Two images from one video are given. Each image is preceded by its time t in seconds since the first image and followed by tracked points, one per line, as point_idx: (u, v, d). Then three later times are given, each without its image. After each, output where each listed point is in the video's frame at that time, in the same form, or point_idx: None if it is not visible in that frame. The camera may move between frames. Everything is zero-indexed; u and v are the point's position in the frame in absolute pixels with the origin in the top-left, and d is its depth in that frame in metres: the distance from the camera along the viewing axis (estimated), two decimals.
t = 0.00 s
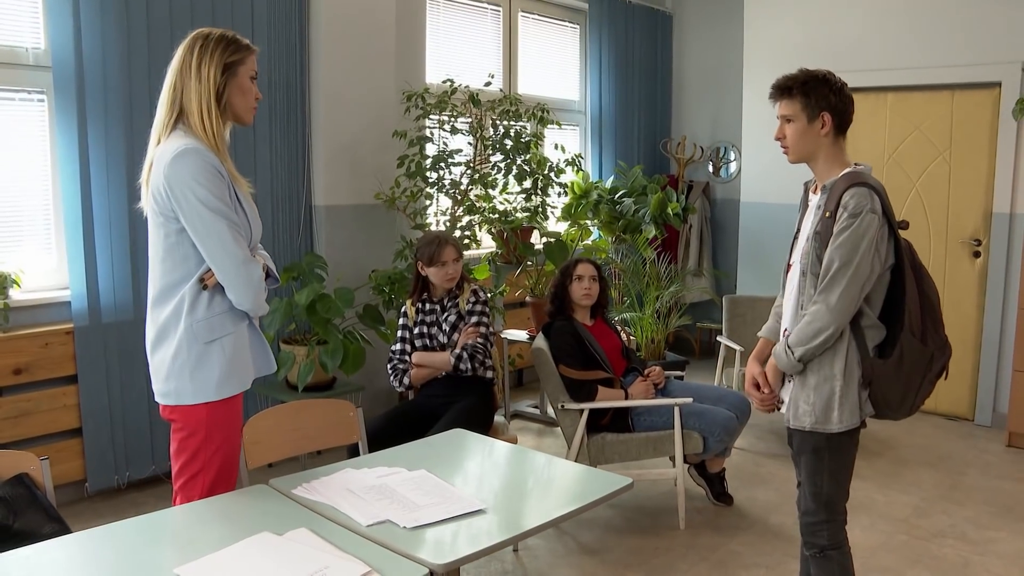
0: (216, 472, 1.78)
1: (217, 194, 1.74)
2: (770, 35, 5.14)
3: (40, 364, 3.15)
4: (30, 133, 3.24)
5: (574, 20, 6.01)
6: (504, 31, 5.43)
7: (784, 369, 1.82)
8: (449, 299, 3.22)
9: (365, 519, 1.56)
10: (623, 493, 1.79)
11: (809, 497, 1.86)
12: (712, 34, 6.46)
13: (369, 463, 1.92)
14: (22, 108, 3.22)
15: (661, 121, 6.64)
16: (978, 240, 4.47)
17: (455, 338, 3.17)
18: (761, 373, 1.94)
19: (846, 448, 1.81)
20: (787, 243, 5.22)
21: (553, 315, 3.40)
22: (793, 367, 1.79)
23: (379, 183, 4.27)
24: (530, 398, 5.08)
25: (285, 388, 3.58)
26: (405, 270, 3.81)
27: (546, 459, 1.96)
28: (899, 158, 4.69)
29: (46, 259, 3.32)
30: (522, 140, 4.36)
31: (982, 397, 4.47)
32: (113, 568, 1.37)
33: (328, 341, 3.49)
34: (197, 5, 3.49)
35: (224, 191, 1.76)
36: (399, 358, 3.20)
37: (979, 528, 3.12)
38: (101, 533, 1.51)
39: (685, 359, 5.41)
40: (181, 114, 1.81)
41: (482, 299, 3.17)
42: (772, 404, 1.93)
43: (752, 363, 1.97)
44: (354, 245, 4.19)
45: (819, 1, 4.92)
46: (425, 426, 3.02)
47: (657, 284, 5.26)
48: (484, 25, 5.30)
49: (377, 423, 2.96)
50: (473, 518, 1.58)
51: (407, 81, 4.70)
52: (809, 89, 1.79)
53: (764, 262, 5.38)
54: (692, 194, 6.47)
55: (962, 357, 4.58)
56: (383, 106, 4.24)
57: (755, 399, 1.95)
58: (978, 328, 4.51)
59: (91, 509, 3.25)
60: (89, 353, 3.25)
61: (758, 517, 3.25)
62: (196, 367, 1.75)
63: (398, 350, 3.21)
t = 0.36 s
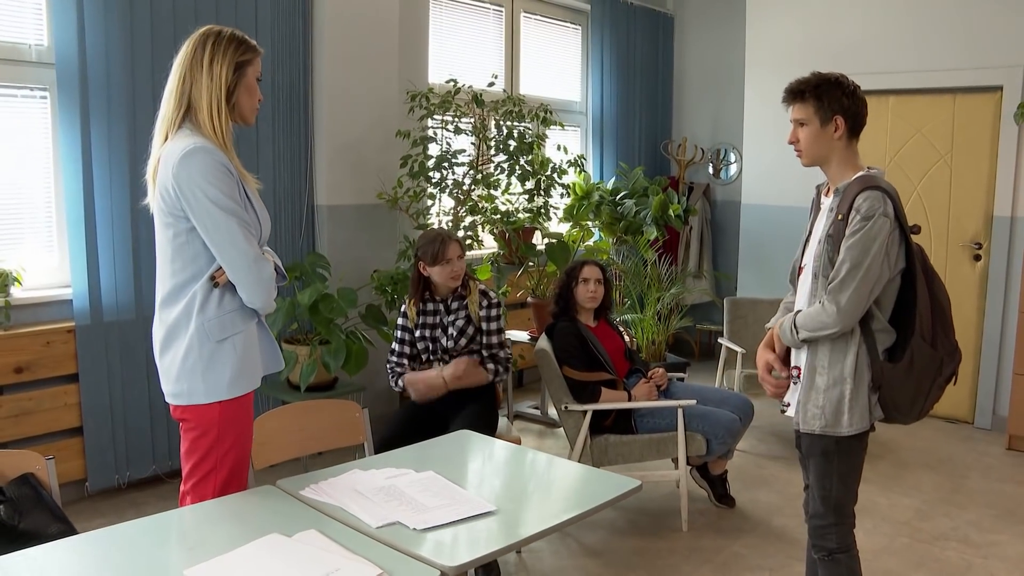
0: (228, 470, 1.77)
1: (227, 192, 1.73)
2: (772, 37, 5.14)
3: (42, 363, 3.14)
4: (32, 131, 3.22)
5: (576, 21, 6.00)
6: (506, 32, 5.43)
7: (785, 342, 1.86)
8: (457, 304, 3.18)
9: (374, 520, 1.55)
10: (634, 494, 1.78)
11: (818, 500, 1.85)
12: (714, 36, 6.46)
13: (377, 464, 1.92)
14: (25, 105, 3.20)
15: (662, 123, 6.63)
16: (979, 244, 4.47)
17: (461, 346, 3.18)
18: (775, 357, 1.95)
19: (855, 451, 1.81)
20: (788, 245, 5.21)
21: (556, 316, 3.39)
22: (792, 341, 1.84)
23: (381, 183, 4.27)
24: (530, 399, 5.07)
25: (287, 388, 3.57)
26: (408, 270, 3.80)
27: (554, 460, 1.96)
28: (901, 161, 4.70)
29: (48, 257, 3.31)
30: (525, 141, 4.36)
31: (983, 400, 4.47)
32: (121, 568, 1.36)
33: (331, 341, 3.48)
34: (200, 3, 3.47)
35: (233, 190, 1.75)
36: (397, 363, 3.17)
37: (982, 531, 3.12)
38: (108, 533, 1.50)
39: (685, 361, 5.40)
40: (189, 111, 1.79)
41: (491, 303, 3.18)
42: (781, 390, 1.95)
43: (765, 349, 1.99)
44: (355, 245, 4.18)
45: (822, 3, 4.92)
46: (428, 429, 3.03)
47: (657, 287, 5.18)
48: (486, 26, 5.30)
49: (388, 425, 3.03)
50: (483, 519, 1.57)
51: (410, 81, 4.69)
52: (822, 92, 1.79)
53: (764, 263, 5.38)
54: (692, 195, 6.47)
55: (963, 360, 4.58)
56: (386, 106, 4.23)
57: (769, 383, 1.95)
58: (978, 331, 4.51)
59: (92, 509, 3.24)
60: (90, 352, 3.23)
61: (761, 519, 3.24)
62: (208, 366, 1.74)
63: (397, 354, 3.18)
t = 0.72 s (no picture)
0: (233, 471, 1.76)
1: (233, 193, 1.72)
2: (770, 36, 5.14)
3: (41, 365, 3.12)
4: (30, 132, 3.20)
5: (573, 20, 5.99)
6: (504, 31, 5.42)
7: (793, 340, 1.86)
8: (458, 326, 2.88)
9: (383, 522, 1.54)
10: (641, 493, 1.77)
11: (824, 499, 1.85)
12: (711, 34, 6.46)
13: (381, 464, 1.91)
14: (23, 106, 3.18)
15: (660, 122, 6.63)
16: (977, 241, 4.48)
17: (464, 367, 2.93)
18: (783, 352, 1.95)
19: (861, 451, 1.81)
20: (787, 244, 5.21)
21: (559, 315, 3.38)
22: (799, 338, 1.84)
23: (380, 183, 4.26)
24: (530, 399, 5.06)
25: (288, 389, 3.56)
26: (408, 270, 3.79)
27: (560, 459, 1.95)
28: (900, 159, 4.70)
29: (46, 258, 3.29)
30: (525, 140, 4.36)
31: (981, 397, 4.48)
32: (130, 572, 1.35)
33: (332, 342, 3.47)
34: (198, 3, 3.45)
35: (238, 190, 1.74)
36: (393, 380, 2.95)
37: (983, 528, 3.13)
38: (114, 538, 1.49)
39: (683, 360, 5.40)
40: (192, 111, 1.78)
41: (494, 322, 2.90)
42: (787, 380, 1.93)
43: (772, 343, 1.98)
44: (354, 245, 4.16)
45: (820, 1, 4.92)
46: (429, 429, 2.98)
47: (657, 285, 5.23)
48: (484, 25, 5.28)
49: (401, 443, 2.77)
50: (491, 520, 1.57)
51: (408, 80, 4.67)
52: (826, 91, 1.79)
53: (763, 262, 5.38)
54: (690, 194, 6.47)
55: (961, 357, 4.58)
56: (385, 105, 4.22)
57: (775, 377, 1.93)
58: (976, 328, 4.52)
59: (92, 511, 3.22)
60: (89, 354, 3.22)
61: (763, 518, 3.24)
62: (213, 367, 1.73)
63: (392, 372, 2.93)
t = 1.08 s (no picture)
0: (233, 472, 1.75)
1: (230, 191, 1.70)
2: (763, 33, 5.15)
3: (33, 366, 3.09)
4: (20, 131, 3.17)
5: (566, 17, 5.99)
6: (496, 29, 5.40)
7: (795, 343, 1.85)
8: (452, 277, 2.56)
9: (384, 523, 1.53)
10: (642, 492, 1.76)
11: (824, 498, 1.85)
12: (703, 31, 6.46)
13: (380, 465, 1.89)
14: (13, 104, 3.15)
15: (653, 120, 6.63)
16: (969, 238, 4.48)
17: (458, 321, 2.62)
18: (784, 353, 1.95)
19: (861, 449, 1.80)
20: (781, 241, 5.22)
21: (557, 314, 3.38)
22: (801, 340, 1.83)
23: (374, 182, 4.24)
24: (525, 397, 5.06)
25: (282, 390, 3.54)
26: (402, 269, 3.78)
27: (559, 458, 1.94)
28: (892, 156, 4.72)
29: (37, 258, 3.26)
30: (519, 138, 4.35)
31: (974, 393, 4.49)
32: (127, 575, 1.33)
33: (326, 341, 3.45)
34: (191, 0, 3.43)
35: (236, 188, 1.73)
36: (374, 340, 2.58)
37: (978, 523, 3.14)
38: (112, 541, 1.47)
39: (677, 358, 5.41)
40: (189, 109, 1.76)
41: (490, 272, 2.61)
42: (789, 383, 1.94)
43: (774, 344, 1.98)
44: (348, 244, 4.14)
45: None
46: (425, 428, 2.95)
47: (650, 283, 5.23)
48: (477, 22, 5.27)
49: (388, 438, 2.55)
50: (493, 521, 1.56)
51: (401, 78, 4.65)
52: (823, 88, 1.79)
53: (756, 259, 5.39)
54: (683, 191, 6.47)
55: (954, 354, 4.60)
56: (378, 103, 4.20)
57: (776, 379, 1.94)
58: (969, 324, 4.54)
59: (85, 513, 3.20)
60: (82, 354, 3.19)
61: (759, 515, 3.24)
62: (212, 368, 1.71)
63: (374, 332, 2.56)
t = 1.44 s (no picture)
0: (223, 480, 1.73)
1: (220, 195, 1.69)
2: (746, 35, 5.18)
3: (16, 373, 3.05)
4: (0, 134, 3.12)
5: (550, 19, 5.99)
6: (481, 30, 5.39)
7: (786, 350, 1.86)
8: (430, 197, 2.63)
9: (378, 530, 1.52)
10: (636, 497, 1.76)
11: (816, 501, 1.85)
12: (686, 33, 6.49)
13: (372, 472, 1.88)
14: None
15: (637, 122, 6.65)
16: (953, 238, 4.54)
17: (438, 244, 2.65)
18: (774, 358, 1.96)
19: (852, 451, 1.81)
20: (766, 241, 5.25)
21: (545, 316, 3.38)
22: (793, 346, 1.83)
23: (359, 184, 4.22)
24: (511, 400, 5.05)
25: (269, 395, 3.51)
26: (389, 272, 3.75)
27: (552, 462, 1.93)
28: (875, 157, 4.76)
29: (18, 263, 3.21)
30: (505, 140, 4.35)
31: (958, 392, 4.53)
32: None
33: (313, 346, 3.42)
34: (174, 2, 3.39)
35: (226, 192, 1.71)
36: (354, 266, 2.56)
37: (964, 521, 3.17)
38: (101, 553, 1.45)
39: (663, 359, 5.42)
40: (177, 113, 1.74)
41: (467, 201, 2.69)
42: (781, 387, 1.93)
43: (765, 348, 1.99)
44: (333, 247, 4.12)
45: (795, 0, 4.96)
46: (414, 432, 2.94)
47: (637, 284, 5.23)
48: (461, 24, 5.26)
49: (371, 403, 2.60)
50: (488, 527, 1.54)
51: (386, 80, 4.64)
52: (814, 89, 1.80)
53: (741, 260, 5.41)
54: (667, 193, 6.50)
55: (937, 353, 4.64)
56: (364, 106, 4.18)
57: (767, 382, 1.94)
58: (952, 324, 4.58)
59: (69, 522, 3.15)
60: (65, 360, 3.15)
61: (748, 516, 3.25)
62: (203, 374, 1.69)
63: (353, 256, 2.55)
